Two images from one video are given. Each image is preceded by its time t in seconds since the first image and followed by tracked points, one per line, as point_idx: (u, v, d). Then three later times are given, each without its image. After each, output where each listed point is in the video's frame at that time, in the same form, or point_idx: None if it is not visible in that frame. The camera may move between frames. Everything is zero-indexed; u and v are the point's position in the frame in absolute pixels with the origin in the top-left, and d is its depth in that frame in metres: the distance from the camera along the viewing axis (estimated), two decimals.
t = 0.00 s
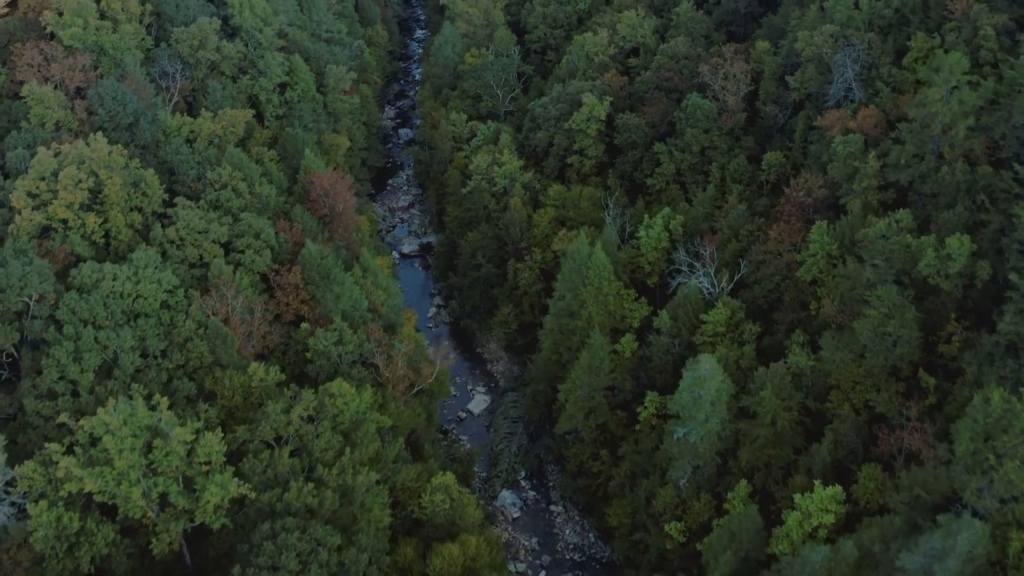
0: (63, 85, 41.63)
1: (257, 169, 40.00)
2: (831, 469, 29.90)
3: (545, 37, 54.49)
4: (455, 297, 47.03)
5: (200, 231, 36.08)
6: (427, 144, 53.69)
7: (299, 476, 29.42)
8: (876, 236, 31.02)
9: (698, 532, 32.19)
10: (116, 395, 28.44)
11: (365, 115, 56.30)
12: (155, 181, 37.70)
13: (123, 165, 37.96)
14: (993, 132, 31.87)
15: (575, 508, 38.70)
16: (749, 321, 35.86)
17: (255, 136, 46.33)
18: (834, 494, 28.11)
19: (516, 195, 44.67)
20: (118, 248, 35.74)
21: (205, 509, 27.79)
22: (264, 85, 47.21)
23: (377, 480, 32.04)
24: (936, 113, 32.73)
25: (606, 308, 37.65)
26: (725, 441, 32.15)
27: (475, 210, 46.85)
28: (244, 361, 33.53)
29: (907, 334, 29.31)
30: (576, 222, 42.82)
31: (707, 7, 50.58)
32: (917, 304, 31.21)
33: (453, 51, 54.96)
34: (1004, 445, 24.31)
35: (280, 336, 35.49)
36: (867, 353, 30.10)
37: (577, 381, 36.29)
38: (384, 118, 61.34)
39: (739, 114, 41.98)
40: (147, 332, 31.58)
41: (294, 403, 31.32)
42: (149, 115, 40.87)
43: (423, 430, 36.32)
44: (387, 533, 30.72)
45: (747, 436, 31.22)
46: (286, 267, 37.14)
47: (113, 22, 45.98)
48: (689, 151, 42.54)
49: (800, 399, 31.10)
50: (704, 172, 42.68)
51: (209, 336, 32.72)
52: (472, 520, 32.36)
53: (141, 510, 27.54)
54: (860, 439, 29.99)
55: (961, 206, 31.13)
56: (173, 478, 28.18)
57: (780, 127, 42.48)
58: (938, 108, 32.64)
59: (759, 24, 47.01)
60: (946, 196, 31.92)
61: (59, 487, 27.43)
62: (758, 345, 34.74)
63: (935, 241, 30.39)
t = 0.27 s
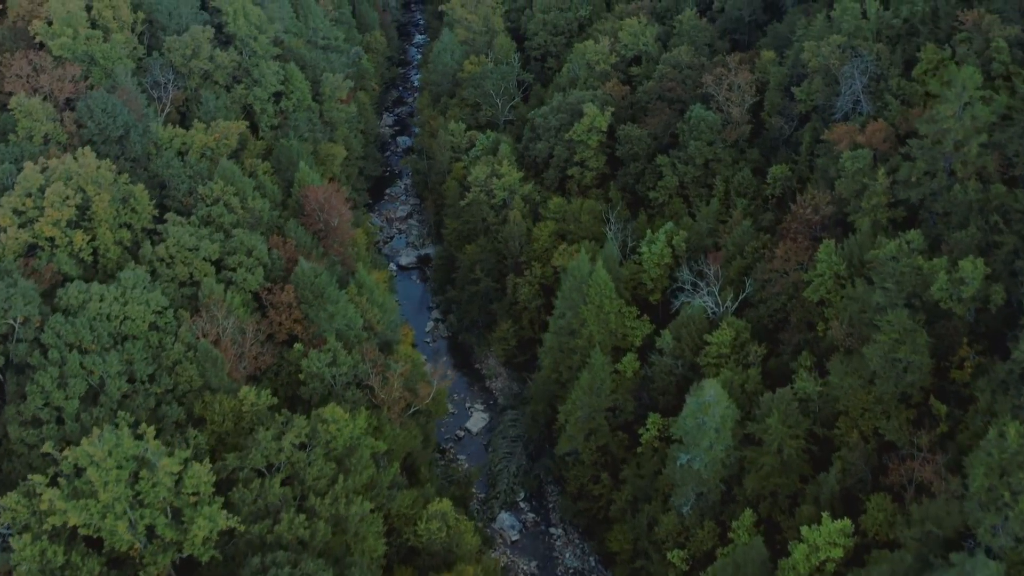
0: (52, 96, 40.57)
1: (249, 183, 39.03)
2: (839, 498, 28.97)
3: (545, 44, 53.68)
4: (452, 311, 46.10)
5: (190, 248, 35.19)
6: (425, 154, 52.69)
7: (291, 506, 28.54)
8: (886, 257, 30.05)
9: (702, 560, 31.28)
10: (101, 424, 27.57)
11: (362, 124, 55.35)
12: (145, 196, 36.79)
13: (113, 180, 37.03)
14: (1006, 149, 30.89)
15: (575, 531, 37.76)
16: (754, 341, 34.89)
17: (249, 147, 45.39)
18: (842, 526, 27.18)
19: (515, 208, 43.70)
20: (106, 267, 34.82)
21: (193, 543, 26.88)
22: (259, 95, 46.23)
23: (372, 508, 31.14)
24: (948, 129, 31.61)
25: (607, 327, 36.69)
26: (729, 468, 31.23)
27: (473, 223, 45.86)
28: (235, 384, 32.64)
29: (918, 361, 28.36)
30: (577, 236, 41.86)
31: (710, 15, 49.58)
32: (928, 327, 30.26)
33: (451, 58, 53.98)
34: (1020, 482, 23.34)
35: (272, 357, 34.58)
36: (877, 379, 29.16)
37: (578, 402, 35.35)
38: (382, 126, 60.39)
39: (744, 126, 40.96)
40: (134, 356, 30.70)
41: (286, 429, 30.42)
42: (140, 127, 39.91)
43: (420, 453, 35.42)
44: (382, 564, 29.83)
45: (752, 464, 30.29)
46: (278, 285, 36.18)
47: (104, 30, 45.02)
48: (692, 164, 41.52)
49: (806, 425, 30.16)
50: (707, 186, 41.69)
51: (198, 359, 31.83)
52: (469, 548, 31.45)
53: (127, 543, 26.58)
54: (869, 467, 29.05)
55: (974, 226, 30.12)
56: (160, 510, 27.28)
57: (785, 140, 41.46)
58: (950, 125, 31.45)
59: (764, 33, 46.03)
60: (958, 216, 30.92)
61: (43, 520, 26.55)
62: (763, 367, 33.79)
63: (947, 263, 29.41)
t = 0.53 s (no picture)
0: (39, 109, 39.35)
1: (240, 200, 37.93)
2: (849, 536, 27.90)
3: (546, 52, 52.67)
4: (450, 328, 45.00)
5: (178, 270, 34.18)
6: (423, 165, 51.53)
7: (280, 544, 27.51)
8: (898, 285, 28.93)
9: None
10: (82, 460, 26.56)
11: (359, 133, 54.24)
12: (132, 215, 35.73)
13: (99, 199, 35.96)
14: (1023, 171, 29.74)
15: (575, 559, 36.70)
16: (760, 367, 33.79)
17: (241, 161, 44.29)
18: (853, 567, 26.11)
19: (514, 224, 42.59)
20: (92, 289, 33.77)
21: None
22: (252, 106, 45.09)
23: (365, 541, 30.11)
24: (963, 150, 30.38)
25: (608, 351, 35.58)
26: (734, 501, 30.16)
27: (471, 238, 44.73)
28: (224, 412, 31.61)
29: (931, 394, 27.24)
30: (578, 253, 40.76)
31: (715, 23, 48.45)
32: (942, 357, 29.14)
33: (450, 66, 52.85)
34: None
35: (263, 383, 33.54)
36: (888, 412, 28.06)
37: (578, 428, 34.28)
38: (379, 135, 59.31)
39: (750, 141, 39.80)
40: (118, 385, 29.70)
41: (276, 461, 29.39)
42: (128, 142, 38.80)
43: (415, 481, 34.39)
44: None
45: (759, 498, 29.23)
46: (269, 307, 35.03)
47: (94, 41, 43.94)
48: (696, 179, 40.34)
49: (815, 458, 29.09)
50: (712, 202, 40.55)
51: (186, 388, 30.81)
52: None
53: None
54: (880, 503, 27.98)
55: (990, 252, 28.97)
56: (143, 549, 26.25)
57: (792, 155, 40.33)
58: (965, 145, 30.22)
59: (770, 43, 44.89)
60: (973, 240, 29.78)
61: (22, 560, 25.54)
62: (769, 395, 32.71)
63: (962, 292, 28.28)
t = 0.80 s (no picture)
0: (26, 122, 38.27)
1: (232, 216, 36.98)
2: (858, 571, 26.96)
3: (546, 60, 51.78)
4: (448, 344, 44.04)
5: (167, 290, 33.28)
6: (420, 175, 50.53)
7: None
8: (909, 310, 27.94)
9: None
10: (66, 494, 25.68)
11: (356, 142, 53.28)
12: (121, 233, 34.82)
13: (87, 216, 35.04)
14: None
15: None
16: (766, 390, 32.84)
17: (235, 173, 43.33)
18: None
19: (514, 238, 41.63)
20: (79, 310, 32.86)
21: None
22: (246, 116, 44.10)
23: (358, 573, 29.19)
24: (977, 168, 29.29)
25: (610, 372, 34.61)
26: (740, 532, 29.24)
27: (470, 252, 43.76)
28: (214, 438, 30.71)
29: (944, 425, 26.24)
30: (578, 270, 39.80)
31: (718, 32, 47.45)
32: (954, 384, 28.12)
33: (448, 74, 51.86)
34: None
35: (254, 407, 32.64)
36: (899, 443, 27.09)
37: (578, 452, 33.32)
38: (377, 143, 58.37)
39: (755, 154, 38.78)
40: (104, 413, 28.82)
41: (266, 491, 28.47)
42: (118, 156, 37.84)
43: (411, 506, 33.49)
44: None
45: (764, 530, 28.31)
46: (262, 327, 34.17)
47: (84, 50, 43.01)
48: (700, 193, 39.34)
49: (823, 489, 28.14)
50: (716, 216, 39.55)
51: (174, 414, 29.92)
52: None
53: None
54: (891, 537, 27.02)
55: (1005, 276, 27.91)
56: None
57: (798, 168, 39.34)
58: (980, 164, 29.12)
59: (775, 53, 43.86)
60: (987, 263, 28.75)
61: None
62: (776, 420, 31.76)
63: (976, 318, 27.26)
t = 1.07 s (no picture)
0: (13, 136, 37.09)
1: (223, 232, 36.06)
2: None
3: (546, 68, 50.92)
4: (445, 360, 43.14)
5: (156, 311, 32.43)
6: (418, 185, 49.58)
7: None
8: (921, 336, 26.98)
9: None
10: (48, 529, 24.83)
11: (353, 151, 52.36)
12: (109, 251, 33.93)
13: (74, 233, 34.12)
14: None
15: None
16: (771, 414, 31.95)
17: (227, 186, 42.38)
18: None
19: (513, 253, 40.70)
20: (65, 333, 31.88)
21: None
22: (239, 127, 43.15)
23: None
24: (991, 188, 28.30)
25: (611, 394, 33.69)
26: (745, 564, 28.34)
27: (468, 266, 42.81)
28: (203, 465, 29.86)
29: (958, 457, 25.29)
30: (579, 286, 38.88)
31: (722, 40, 46.49)
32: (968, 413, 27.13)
33: (446, 82, 50.92)
34: None
35: (246, 432, 31.78)
36: (911, 475, 26.14)
37: (578, 476, 32.40)
38: (375, 151, 57.47)
39: (760, 168, 37.79)
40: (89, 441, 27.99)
41: (256, 523, 27.60)
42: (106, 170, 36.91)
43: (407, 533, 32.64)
44: None
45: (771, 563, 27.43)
46: (253, 348, 33.29)
47: (73, 60, 42.06)
48: (703, 208, 38.39)
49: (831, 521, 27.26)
50: (720, 231, 38.58)
51: (162, 441, 29.07)
52: None
53: None
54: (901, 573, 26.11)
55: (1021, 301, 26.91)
56: None
57: (804, 182, 38.38)
58: (994, 183, 28.13)
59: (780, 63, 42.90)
60: (1001, 286, 27.76)
61: None
62: (782, 446, 30.84)
63: (991, 345, 26.31)
